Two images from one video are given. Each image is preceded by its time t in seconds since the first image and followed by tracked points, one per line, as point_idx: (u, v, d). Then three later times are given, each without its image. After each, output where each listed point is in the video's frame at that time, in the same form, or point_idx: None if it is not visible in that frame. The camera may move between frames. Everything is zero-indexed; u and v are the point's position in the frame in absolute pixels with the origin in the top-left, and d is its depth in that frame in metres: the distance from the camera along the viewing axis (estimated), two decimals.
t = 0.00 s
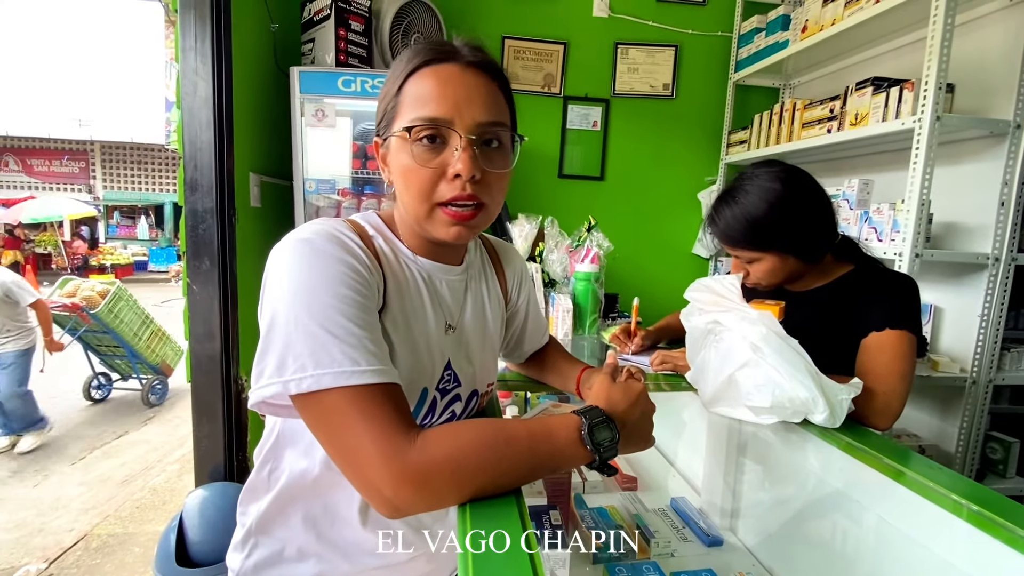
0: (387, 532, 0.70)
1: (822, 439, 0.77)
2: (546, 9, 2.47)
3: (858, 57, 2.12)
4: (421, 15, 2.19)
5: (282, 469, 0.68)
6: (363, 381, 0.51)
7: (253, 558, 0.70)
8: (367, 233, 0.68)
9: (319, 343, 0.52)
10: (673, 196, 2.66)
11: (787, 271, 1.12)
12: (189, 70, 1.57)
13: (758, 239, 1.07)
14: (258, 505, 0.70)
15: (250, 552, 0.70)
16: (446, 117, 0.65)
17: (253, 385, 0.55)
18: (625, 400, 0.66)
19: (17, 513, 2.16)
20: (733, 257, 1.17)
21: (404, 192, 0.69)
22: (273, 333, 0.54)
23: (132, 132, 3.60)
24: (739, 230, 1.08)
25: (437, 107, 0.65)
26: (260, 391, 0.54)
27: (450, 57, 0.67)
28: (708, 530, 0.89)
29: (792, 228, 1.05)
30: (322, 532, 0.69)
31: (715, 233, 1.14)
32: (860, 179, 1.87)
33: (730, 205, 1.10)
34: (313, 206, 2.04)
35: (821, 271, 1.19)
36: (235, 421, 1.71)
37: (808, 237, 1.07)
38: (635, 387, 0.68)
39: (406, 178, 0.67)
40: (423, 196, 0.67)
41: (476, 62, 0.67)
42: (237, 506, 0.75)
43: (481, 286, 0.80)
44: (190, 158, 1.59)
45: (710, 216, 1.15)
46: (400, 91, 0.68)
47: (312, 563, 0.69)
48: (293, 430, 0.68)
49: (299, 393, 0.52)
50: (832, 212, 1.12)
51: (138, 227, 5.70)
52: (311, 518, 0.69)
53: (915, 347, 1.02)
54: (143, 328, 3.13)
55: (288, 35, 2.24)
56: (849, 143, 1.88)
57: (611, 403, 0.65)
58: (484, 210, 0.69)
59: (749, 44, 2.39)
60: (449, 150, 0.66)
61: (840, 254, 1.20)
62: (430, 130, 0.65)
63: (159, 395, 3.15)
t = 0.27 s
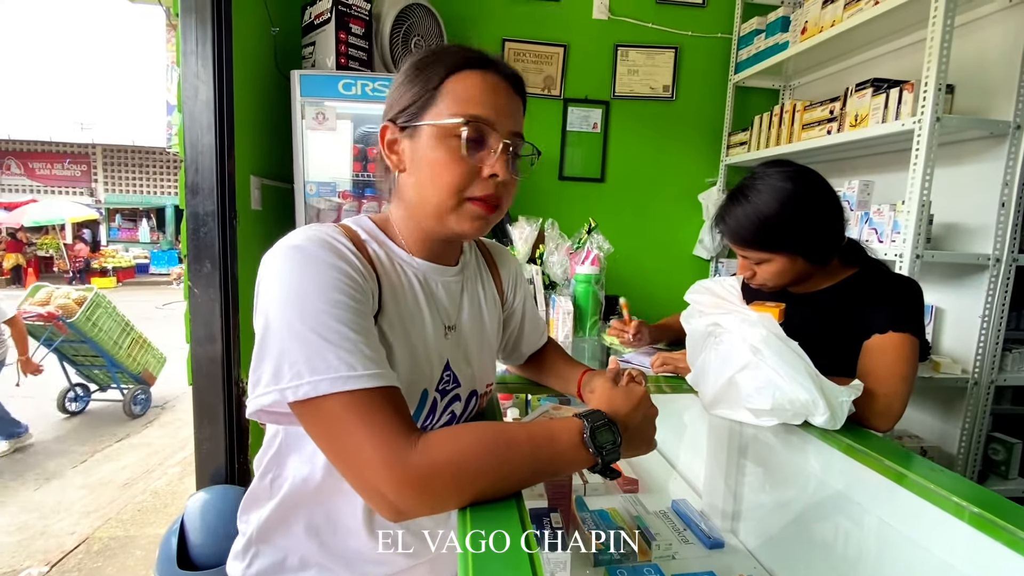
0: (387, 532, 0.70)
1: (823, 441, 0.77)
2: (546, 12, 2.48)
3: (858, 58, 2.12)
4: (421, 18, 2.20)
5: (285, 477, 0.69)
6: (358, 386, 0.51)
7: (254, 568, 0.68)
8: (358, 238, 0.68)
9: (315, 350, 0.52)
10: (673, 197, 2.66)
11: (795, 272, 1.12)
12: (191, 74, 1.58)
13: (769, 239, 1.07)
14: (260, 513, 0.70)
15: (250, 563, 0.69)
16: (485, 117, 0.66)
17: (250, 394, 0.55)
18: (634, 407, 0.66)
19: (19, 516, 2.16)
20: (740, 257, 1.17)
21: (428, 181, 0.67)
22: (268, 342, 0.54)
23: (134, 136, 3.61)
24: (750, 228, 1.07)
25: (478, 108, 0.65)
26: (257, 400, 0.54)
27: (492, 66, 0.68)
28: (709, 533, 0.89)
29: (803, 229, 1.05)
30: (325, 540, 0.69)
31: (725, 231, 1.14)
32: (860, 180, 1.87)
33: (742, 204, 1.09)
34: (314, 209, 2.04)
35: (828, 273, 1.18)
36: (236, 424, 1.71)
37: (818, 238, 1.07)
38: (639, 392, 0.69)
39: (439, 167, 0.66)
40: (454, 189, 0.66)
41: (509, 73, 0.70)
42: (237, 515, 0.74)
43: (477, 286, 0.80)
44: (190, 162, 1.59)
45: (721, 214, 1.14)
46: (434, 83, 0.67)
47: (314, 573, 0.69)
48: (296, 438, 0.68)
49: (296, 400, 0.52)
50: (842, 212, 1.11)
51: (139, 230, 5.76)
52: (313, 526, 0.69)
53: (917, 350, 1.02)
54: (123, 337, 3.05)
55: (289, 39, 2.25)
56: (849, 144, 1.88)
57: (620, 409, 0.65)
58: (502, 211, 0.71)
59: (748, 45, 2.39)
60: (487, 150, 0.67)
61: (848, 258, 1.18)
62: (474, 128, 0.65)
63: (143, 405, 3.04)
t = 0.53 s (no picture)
0: (387, 532, 0.70)
1: (820, 446, 0.78)
2: (543, 16, 2.48)
3: (854, 61, 2.13)
4: (419, 23, 2.20)
5: (282, 481, 0.69)
6: (346, 394, 0.52)
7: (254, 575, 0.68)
8: (344, 244, 0.68)
9: (303, 359, 0.52)
10: (671, 200, 2.66)
11: (791, 275, 1.13)
12: (189, 80, 1.58)
13: (765, 242, 1.07)
14: (259, 519, 0.70)
15: (250, 569, 0.69)
16: (497, 131, 0.72)
17: (242, 407, 0.56)
18: (633, 416, 0.66)
19: (18, 521, 2.16)
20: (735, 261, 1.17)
21: (442, 178, 0.69)
22: (257, 354, 0.54)
23: (133, 140, 3.62)
24: (744, 232, 1.08)
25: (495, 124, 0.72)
26: (249, 412, 0.55)
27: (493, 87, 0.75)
28: (706, 537, 0.89)
29: (797, 232, 1.06)
30: (325, 544, 0.69)
31: (720, 235, 1.14)
32: (856, 183, 1.87)
33: (737, 208, 1.10)
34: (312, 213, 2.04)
35: (822, 275, 1.20)
36: (235, 428, 1.71)
37: (812, 241, 1.08)
38: (634, 399, 0.68)
39: (457, 166, 0.68)
40: (470, 191, 0.69)
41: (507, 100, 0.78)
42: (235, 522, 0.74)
43: (464, 283, 0.82)
44: (188, 167, 1.60)
45: (715, 219, 1.15)
46: (455, 91, 0.70)
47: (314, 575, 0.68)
48: (293, 445, 0.68)
49: (287, 411, 0.53)
50: (836, 216, 1.12)
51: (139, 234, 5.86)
52: (313, 529, 0.69)
53: (912, 353, 1.02)
54: (100, 349, 2.91)
55: (287, 43, 2.25)
56: (846, 147, 1.88)
57: (618, 418, 0.65)
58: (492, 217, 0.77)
59: (745, 49, 2.40)
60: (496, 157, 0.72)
61: (841, 261, 1.20)
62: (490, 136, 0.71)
63: (120, 421, 2.91)
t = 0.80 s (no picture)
0: (387, 532, 0.69)
1: (823, 445, 0.77)
2: (544, 16, 2.48)
3: (855, 60, 2.13)
4: (420, 23, 2.21)
5: (287, 479, 0.69)
6: (345, 389, 0.52)
7: None
8: (343, 241, 0.68)
9: (301, 355, 0.52)
10: (672, 200, 2.66)
11: (787, 273, 1.12)
12: (190, 80, 1.58)
13: (759, 242, 1.07)
14: (265, 518, 0.70)
15: (257, 570, 0.68)
16: (489, 129, 0.72)
17: (241, 404, 0.56)
18: (636, 416, 0.66)
19: (19, 522, 2.16)
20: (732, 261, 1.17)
21: (437, 177, 0.69)
22: (255, 350, 0.54)
23: (134, 141, 3.63)
24: (739, 233, 1.08)
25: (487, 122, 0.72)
26: (248, 409, 0.55)
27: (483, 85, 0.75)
28: (709, 536, 0.89)
29: (792, 231, 1.06)
30: (332, 543, 0.69)
31: (715, 237, 1.14)
32: (858, 182, 1.87)
33: (731, 209, 1.10)
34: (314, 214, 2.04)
35: (820, 273, 1.19)
36: (236, 429, 1.71)
37: (808, 240, 1.08)
38: (635, 400, 0.68)
39: (452, 165, 0.68)
40: (465, 189, 0.70)
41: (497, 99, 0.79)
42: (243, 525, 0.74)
43: (463, 276, 0.82)
44: (190, 168, 1.60)
45: (710, 220, 1.15)
46: (447, 90, 0.70)
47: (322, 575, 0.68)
48: (297, 441, 0.69)
49: (285, 406, 0.53)
50: (832, 214, 1.12)
51: (139, 234, 5.75)
52: (321, 527, 0.69)
53: (915, 350, 1.02)
54: (75, 357, 2.84)
55: (287, 44, 2.26)
56: (847, 146, 1.88)
57: (620, 417, 0.64)
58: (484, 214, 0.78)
59: (745, 48, 2.40)
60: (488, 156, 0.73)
61: (839, 258, 1.20)
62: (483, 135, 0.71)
63: (96, 436, 2.75)
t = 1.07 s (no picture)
0: (387, 533, 0.69)
1: (824, 443, 0.77)
2: (544, 15, 2.48)
3: (856, 59, 2.13)
4: (420, 23, 2.21)
5: (291, 482, 0.69)
6: (350, 390, 0.52)
7: None
8: (344, 241, 0.68)
9: (305, 357, 0.52)
10: (673, 198, 2.66)
11: (787, 272, 1.12)
12: (191, 80, 1.58)
13: (757, 243, 1.07)
14: (269, 520, 0.70)
15: (263, 571, 0.68)
16: (485, 121, 0.72)
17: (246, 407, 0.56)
18: (642, 415, 0.65)
19: (21, 522, 2.16)
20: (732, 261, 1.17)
21: (436, 173, 0.69)
22: (259, 352, 0.55)
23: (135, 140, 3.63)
24: (739, 234, 1.08)
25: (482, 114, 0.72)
26: (254, 411, 0.55)
27: (476, 76, 0.75)
28: (711, 534, 0.89)
29: (792, 231, 1.05)
30: (339, 543, 0.69)
31: (714, 238, 1.14)
32: (859, 180, 1.87)
33: (729, 209, 1.10)
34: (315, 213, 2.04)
35: (821, 272, 1.19)
36: (238, 428, 1.72)
37: (808, 239, 1.08)
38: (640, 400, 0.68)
39: (450, 160, 0.68)
40: (464, 184, 0.70)
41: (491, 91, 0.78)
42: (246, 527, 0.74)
43: (463, 275, 0.82)
44: (191, 167, 1.60)
45: (709, 221, 1.15)
46: (440, 83, 0.70)
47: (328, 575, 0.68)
48: (304, 443, 0.68)
49: (290, 408, 0.53)
50: (831, 213, 1.12)
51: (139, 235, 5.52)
52: (326, 528, 0.69)
53: (914, 348, 1.03)
54: (44, 367, 2.69)
55: (288, 44, 2.26)
56: (849, 144, 1.88)
57: (626, 418, 0.64)
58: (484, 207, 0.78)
59: (746, 47, 2.40)
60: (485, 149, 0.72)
61: (839, 256, 1.20)
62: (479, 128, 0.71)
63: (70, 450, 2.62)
